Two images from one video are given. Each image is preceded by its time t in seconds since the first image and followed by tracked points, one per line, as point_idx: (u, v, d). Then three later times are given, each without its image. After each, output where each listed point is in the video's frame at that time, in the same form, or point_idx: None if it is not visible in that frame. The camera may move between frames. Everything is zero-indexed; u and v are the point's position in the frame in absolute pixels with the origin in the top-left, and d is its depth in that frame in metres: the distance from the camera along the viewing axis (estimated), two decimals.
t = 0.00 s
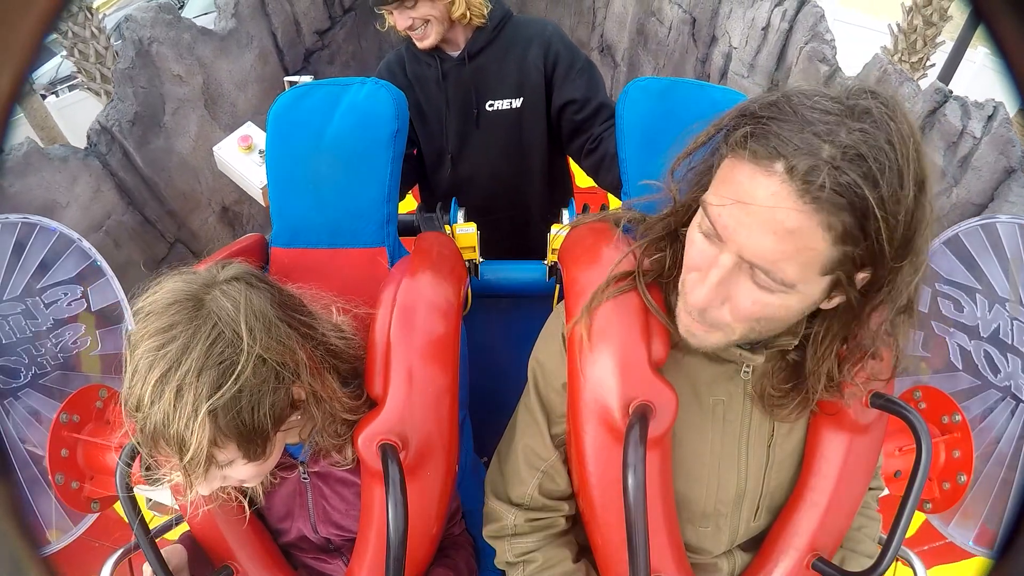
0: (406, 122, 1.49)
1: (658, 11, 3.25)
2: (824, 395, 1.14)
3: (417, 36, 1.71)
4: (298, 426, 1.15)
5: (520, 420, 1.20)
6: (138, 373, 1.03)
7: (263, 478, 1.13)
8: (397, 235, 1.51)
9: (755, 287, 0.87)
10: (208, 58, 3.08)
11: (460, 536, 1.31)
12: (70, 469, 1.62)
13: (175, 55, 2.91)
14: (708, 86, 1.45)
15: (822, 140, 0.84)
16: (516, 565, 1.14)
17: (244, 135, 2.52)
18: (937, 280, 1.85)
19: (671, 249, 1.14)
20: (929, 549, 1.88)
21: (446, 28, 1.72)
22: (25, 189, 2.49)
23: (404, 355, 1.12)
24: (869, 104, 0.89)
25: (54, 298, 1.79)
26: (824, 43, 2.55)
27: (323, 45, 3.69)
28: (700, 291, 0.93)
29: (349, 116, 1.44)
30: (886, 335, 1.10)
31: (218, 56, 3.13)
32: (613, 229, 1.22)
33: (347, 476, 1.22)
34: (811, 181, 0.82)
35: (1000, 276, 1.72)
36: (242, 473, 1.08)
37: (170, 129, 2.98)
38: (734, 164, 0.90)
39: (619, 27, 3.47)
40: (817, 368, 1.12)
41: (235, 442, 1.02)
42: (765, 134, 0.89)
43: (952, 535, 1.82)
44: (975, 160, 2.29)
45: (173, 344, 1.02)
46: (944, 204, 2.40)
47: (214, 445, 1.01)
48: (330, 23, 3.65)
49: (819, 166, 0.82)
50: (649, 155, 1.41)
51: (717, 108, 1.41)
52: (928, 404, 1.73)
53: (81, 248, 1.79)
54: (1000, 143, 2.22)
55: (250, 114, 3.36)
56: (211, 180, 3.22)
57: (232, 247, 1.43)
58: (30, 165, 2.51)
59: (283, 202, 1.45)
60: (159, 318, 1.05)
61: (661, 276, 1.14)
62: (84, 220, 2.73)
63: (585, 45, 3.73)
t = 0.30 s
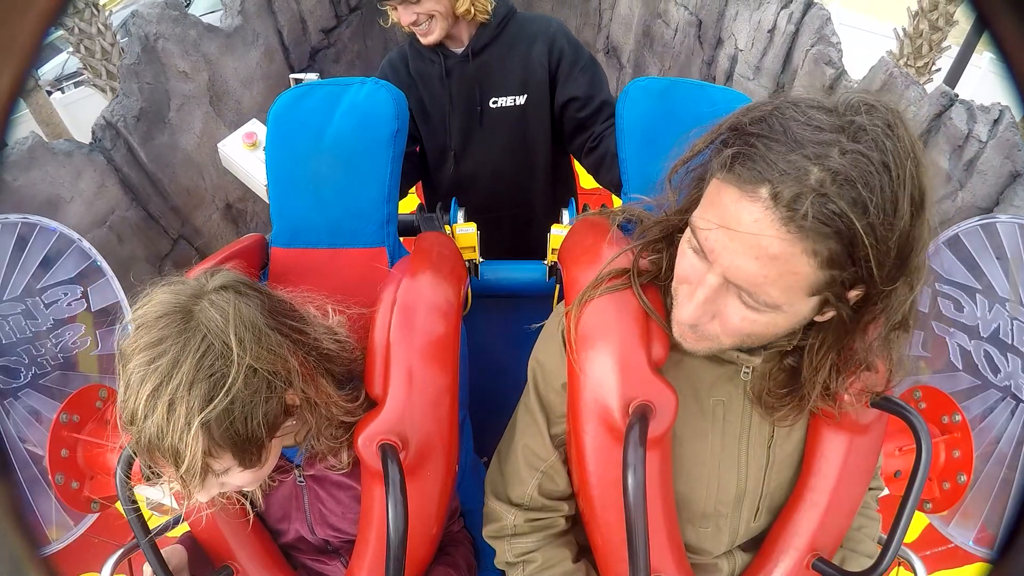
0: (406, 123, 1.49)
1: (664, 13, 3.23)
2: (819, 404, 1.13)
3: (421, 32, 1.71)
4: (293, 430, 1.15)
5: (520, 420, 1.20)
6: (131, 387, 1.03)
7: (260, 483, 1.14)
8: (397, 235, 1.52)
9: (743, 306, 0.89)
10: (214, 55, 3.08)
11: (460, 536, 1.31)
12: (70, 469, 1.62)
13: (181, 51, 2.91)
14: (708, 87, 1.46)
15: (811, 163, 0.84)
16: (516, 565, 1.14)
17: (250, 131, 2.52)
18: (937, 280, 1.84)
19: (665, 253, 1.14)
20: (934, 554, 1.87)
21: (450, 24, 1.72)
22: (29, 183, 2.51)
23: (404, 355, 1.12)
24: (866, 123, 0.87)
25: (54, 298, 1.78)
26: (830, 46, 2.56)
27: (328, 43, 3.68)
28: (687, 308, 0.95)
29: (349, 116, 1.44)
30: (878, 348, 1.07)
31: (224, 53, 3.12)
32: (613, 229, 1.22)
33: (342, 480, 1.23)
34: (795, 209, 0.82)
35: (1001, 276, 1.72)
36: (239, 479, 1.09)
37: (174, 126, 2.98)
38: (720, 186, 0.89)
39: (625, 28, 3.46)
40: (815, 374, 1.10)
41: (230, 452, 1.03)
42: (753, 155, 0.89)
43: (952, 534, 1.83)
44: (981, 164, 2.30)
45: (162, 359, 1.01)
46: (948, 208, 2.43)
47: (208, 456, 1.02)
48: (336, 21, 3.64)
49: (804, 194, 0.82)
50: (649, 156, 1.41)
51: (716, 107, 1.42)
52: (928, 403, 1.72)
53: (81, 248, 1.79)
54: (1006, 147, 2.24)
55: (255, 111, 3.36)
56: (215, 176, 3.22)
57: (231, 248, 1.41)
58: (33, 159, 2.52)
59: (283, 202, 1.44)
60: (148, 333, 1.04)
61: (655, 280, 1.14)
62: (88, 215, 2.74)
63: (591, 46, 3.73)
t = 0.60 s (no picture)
0: (406, 123, 1.49)
1: (661, 9, 3.26)
2: (818, 405, 1.13)
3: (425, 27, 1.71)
4: (300, 410, 1.16)
5: (520, 419, 1.20)
6: (139, 394, 1.02)
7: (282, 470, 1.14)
8: (397, 235, 1.52)
9: (747, 315, 0.88)
10: (209, 52, 3.07)
11: (460, 536, 1.31)
12: (70, 469, 1.62)
13: (176, 48, 2.92)
14: (707, 86, 1.46)
15: (810, 172, 0.83)
16: (516, 565, 1.14)
17: (245, 128, 2.52)
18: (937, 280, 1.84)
19: (664, 256, 1.13)
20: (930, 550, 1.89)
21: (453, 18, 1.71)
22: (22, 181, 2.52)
23: (404, 355, 1.12)
24: (863, 126, 0.86)
25: (54, 298, 1.79)
26: (828, 41, 2.58)
27: (324, 40, 3.67)
28: (689, 321, 0.95)
29: (349, 116, 1.44)
30: (879, 346, 1.07)
31: (219, 49, 3.11)
32: (613, 230, 1.22)
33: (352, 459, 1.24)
34: (795, 223, 0.81)
35: (1002, 277, 1.72)
36: (264, 463, 1.09)
37: (170, 123, 2.99)
38: (717, 200, 0.89)
39: (623, 25, 3.47)
40: (814, 376, 1.10)
41: (255, 425, 1.04)
42: (749, 166, 0.87)
43: (952, 535, 1.82)
44: (978, 159, 2.28)
45: (166, 352, 1.01)
46: (946, 203, 2.40)
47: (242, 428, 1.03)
48: (331, 17, 3.63)
49: (803, 207, 0.81)
50: (649, 155, 1.41)
51: (716, 106, 1.42)
52: (928, 403, 1.73)
53: (81, 248, 1.78)
54: (1004, 143, 2.22)
55: (251, 108, 3.34)
56: (210, 175, 3.21)
57: (232, 248, 1.41)
58: (28, 157, 2.52)
59: (283, 202, 1.44)
60: (143, 331, 1.04)
61: (655, 283, 1.14)
62: (82, 213, 2.73)
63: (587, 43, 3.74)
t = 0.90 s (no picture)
0: (406, 123, 1.49)
1: (653, 3, 3.25)
2: (815, 407, 1.13)
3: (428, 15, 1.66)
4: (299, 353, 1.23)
5: (520, 419, 1.20)
6: (165, 373, 1.01)
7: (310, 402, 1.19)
8: (398, 235, 1.52)
9: (737, 319, 0.90)
10: (200, 49, 3.08)
11: (459, 535, 1.31)
12: (70, 469, 1.62)
13: (166, 45, 2.92)
14: (708, 86, 1.46)
15: (799, 182, 0.81)
16: (516, 565, 1.14)
17: (237, 124, 2.51)
18: (938, 280, 1.85)
19: (663, 257, 1.13)
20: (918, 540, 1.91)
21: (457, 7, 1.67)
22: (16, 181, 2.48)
23: (404, 356, 1.12)
24: (857, 134, 0.84)
25: (54, 298, 1.78)
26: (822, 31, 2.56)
27: (316, 36, 3.73)
28: (680, 323, 0.97)
29: (349, 116, 1.44)
30: (874, 352, 1.07)
31: (209, 46, 3.13)
32: (614, 230, 1.22)
33: (343, 409, 1.29)
34: (780, 233, 0.81)
35: (1000, 276, 1.71)
36: (296, 383, 1.15)
37: (162, 121, 2.98)
38: (707, 207, 0.89)
39: (614, 18, 3.52)
40: (811, 378, 1.10)
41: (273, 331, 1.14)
42: (738, 173, 0.87)
43: (952, 535, 1.82)
44: (973, 146, 2.24)
45: (172, 312, 1.04)
46: (942, 190, 2.37)
47: (271, 351, 1.12)
48: (323, 14, 3.71)
49: (789, 218, 0.81)
50: (649, 154, 1.41)
51: (716, 107, 1.42)
52: (928, 404, 1.74)
53: (80, 248, 1.80)
54: (998, 130, 2.16)
55: (242, 106, 3.38)
56: (203, 172, 3.24)
57: (233, 249, 1.41)
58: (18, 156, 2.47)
59: (283, 201, 1.44)
60: (125, 319, 1.04)
61: (655, 283, 1.14)
62: (74, 212, 2.69)
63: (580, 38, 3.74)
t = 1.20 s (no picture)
0: (406, 123, 1.49)
1: None
2: (813, 409, 1.13)
3: None
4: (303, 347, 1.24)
5: (521, 419, 1.20)
6: (172, 363, 1.01)
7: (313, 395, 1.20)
8: (398, 234, 1.52)
9: (732, 321, 0.90)
10: (199, 40, 3.09)
11: (459, 535, 1.31)
12: (70, 469, 1.64)
13: (165, 36, 2.93)
14: (708, 86, 1.46)
15: (791, 187, 0.81)
16: (516, 565, 1.14)
17: (238, 114, 2.52)
18: (938, 280, 1.85)
19: (662, 257, 1.13)
20: (916, 534, 1.93)
21: None
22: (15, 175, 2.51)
23: (404, 356, 1.12)
24: (851, 137, 0.84)
25: (54, 298, 1.78)
26: (821, 22, 2.61)
27: (315, 28, 3.72)
28: (676, 325, 0.97)
29: (349, 115, 1.44)
30: (870, 358, 1.07)
31: (208, 37, 3.13)
32: (613, 230, 1.23)
33: (343, 406, 1.29)
34: (771, 239, 0.81)
35: (1001, 276, 1.71)
36: (300, 376, 1.16)
37: (160, 112, 2.98)
38: (699, 213, 0.89)
39: (613, 13, 3.52)
40: (809, 378, 1.10)
41: (277, 323, 1.15)
42: (729, 179, 0.87)
43: (951, 535, 1.83)
44: (973, 136, 2.24)
45: (178, 302, 1.04)
46: (941, 179, 2.36)
47: (276, 342, 1.12)
48: (321, 7, 3.67)
49: (780, 223, 0.81)
50: (649, 152, 1.41)
51: (717, 107, 1.42)
52: (928, 404, 1.74)
53: (80, 248, 1.79)
54: (997, 119, 2.17)
55: (241, 98, 3.36)
56: (201, 164, 3.20)
57: (233, 248, 1.41)
58: (17, 147, 2.50)
59: (283, 201, 1.44)
60: (131, 311, 1.04)
61: (654, 283, 1.14)
62: (72, 205, 2.72)
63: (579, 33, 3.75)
